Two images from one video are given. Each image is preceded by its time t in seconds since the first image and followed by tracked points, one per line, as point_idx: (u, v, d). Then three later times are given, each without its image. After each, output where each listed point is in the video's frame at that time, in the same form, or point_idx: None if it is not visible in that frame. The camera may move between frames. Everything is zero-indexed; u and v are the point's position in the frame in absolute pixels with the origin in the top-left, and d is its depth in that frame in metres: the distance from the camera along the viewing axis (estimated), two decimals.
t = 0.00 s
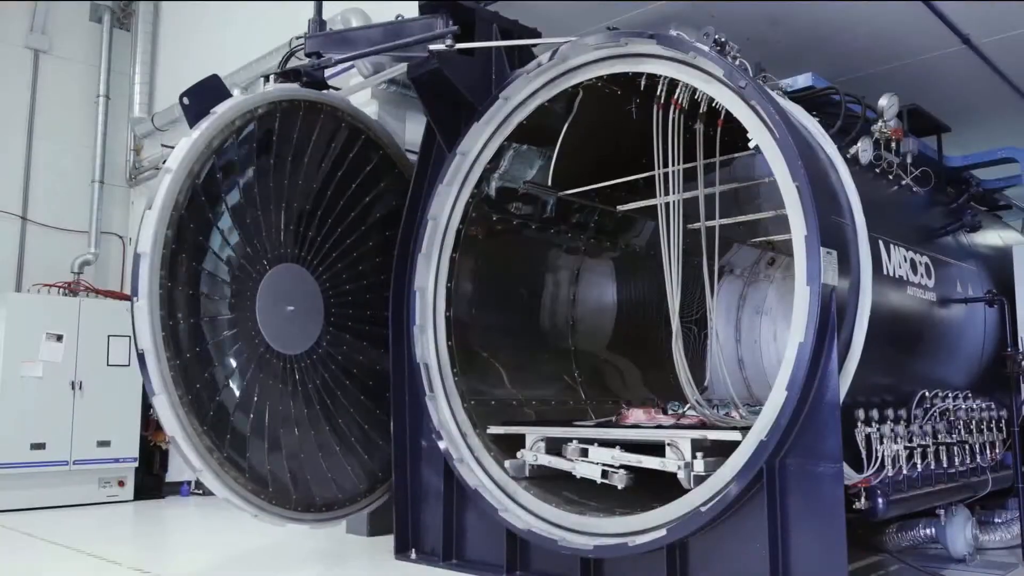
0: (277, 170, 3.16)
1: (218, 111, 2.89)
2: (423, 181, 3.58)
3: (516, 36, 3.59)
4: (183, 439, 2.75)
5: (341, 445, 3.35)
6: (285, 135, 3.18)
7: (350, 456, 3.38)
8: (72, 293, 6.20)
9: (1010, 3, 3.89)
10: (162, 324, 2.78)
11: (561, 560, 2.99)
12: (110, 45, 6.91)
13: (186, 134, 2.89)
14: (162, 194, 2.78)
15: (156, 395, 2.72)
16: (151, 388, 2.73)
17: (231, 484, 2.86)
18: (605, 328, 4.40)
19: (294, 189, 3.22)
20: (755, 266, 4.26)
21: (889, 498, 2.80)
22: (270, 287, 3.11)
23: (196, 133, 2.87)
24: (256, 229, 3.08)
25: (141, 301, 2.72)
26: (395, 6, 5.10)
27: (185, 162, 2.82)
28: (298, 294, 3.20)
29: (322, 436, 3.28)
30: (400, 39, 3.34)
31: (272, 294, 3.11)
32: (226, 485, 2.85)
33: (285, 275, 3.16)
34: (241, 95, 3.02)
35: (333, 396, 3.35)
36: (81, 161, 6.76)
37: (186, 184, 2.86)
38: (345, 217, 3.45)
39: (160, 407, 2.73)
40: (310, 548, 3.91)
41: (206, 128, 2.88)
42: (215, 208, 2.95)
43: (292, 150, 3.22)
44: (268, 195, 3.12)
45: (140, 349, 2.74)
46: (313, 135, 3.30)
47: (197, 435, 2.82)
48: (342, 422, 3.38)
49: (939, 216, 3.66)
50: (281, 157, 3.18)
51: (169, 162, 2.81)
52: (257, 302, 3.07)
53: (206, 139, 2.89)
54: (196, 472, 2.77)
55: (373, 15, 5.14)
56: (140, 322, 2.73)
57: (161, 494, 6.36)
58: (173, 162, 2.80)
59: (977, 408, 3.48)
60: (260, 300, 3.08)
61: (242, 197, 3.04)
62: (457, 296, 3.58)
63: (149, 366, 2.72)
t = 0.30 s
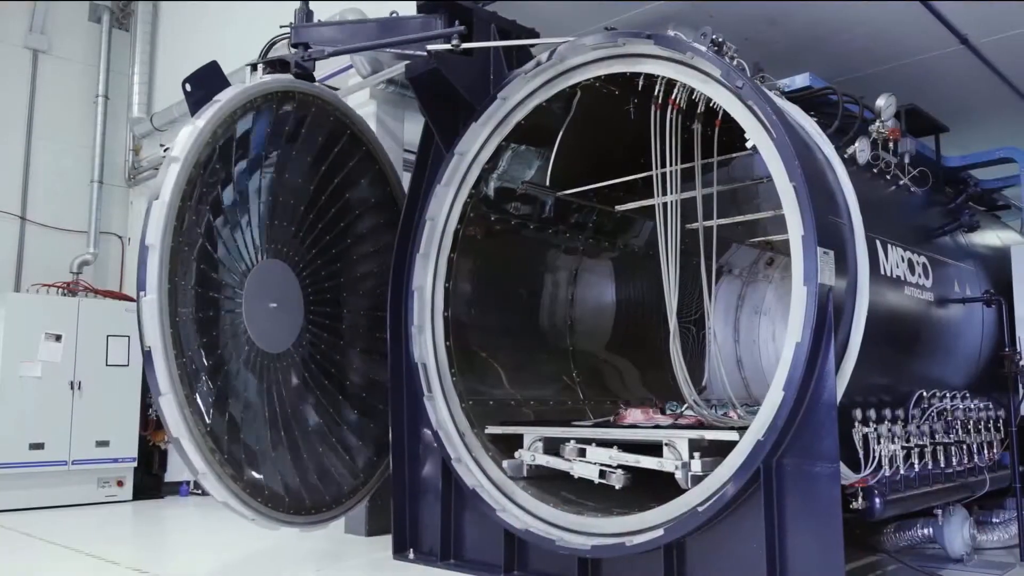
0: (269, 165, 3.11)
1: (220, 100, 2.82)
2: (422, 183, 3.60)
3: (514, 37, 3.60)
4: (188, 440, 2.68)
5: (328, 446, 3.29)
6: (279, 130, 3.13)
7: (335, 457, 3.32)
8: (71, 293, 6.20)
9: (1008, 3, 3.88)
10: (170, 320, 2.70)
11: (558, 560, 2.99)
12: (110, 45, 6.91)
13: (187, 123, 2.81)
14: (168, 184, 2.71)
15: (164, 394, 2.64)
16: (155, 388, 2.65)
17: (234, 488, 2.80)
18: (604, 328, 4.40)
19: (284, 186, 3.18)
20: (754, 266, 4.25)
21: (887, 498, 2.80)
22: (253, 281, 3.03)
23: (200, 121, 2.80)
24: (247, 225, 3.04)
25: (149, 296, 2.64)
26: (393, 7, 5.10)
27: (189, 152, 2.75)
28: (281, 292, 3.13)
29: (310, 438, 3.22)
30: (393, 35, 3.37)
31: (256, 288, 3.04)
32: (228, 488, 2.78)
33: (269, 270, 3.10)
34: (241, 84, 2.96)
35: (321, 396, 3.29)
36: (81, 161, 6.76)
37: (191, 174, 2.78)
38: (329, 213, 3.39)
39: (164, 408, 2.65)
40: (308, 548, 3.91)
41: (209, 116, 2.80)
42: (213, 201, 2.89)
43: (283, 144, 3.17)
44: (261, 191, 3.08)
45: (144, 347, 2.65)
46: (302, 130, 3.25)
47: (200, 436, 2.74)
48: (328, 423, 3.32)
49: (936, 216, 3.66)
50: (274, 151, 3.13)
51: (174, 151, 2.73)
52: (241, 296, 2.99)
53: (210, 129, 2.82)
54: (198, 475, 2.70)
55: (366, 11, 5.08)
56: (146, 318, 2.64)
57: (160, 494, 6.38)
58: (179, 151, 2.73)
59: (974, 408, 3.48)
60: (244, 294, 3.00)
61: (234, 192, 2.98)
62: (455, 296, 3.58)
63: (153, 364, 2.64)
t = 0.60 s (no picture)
0: (268, 158, 3.06)
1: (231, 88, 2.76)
2: (420, 184, 3.62)
3: (511, 36, 3.61)
4: (199, 440, 2.59)
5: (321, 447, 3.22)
6: (277, 123, 3.07)
7: (326, 457, 3.25)
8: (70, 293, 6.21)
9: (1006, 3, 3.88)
10: (184, 314, 2.61)
11: (556, 560, 2.99)
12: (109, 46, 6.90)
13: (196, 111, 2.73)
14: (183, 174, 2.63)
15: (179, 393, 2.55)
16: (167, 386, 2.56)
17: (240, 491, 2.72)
18: (602, 327, 4.40)
19: (279, 181, 3.12)
20: (752, 266, 4.25)
21: (884, 498, 2.80)
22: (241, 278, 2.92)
23: (211, 110, 2.73)
24: (246, 221, 2.97)
25: (166, 290, 2.56)
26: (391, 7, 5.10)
27: (202, 141, 2.67)
28: (267, 289, 3.03)
29: (302, 438, 3.13)
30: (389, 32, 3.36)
31: (244, 285, 2.92)
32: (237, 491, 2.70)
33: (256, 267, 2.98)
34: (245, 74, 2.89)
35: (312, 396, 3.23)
36: (80, 161, 6.75)
37: (204, 164, 2.71)
38: (315, 210, 3.32)
39: (175, 408, 2.56)
40: (307, 548, 3.92)
41: (220, 105, 2.73)
42: (218, 193, 2.82)
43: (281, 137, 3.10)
44: (259, 186, 3.03)
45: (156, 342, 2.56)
46: (299, 124, 3.18)
47: (210, 438, 2.65)
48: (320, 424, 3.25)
49: (934, 216, 3.66)
50: (273, 145, 3.07)
51: (187, 140, 2.66)
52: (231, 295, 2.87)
53: (222, 119, 2.75)
54: (206, 478, 2.62)
55: (363, 10, 5.05)
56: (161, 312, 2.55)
57: (158, 494, 6.37)
58: (192, 141, 2.65)
59: (972, 408, 3.48)
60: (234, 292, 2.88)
61: (235, 185, 2.92)
62: (453, 296, 3.58)
63: (167, 360, 2.55)
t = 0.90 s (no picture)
0: (271, 154, 2.92)
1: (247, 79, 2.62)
2: (419, 186, 3.62)
3: (508, 36, 3.61)
4: (217, 442, 2.42)
5: (318, 450, 3.07)
6: (280, 117, 2.93)
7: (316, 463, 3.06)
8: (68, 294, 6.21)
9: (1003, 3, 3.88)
10: (205, 309, 2.45)
11: (554, 560, 2.99)
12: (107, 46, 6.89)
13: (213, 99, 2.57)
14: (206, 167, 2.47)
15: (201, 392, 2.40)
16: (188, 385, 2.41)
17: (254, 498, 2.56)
18: (601, 327, 4.41)
19: (279, 177, 2.99)
20: (751, 266, 4.24)
21: (881, 498, 2.80)
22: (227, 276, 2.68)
23: (229, 99, 2.57)
24: (250, 219, 2.82)
25: (191, 284, 2.41)
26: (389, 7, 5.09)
27: (223, 133, 2.52)
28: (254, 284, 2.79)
29: (295, 443, 2.95)
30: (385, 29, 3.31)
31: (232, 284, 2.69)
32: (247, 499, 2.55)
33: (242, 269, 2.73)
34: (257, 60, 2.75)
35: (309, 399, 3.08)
36: (78, 162, 6.75)
37: (223, 156, 2.56)
38: (302, 206, 3.15)
39: (196, 408, 2.41)
40: (305, 548, 3.92)
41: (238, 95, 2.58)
42: (233, 186, 2.67)
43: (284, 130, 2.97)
44: (264, 180, 2.89)
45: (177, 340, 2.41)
46: (296, 118, 3.03)
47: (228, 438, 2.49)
48: (314, 427, 3.09)
49: (932, 216, 3.66)
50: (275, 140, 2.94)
51: (207, 131, 2.50)
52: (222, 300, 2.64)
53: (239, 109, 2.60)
54: (219, 482, 2.44)
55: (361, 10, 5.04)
56: (187, 308, 2.40)
57: (157, 494, 6.34)
58: (213, 133, 2.49)
59: (970, 408, 3.48)
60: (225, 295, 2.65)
61: (244, 180, 2.76)
62: (451, 296, 3.58)
63: (189, 358, 2.40)
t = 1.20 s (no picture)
0: (281, 149, 2.78)
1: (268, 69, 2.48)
2: (416, 187, 3.61)
3: (505, 36, 3.59)
4: (243, 445, 2.29)
5: (316, 457, 2.92)
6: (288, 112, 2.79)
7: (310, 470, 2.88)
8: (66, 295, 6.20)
9: (1002, 4, 3.88)
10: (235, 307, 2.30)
11: (551, 560, 2.99)
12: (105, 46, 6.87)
13: (235, 89, 2.43)
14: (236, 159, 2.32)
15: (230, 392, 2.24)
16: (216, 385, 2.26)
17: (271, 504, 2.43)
18: (598, 327, 4.43)
19: (286, 174, 2.85)
20: (748, 266, 4.24)
21: (877, 498, 2.80)
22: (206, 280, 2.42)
23: (252, 89, 2.42)
24: (259, 218, 2.66)
25: (224, 280, 2.26)
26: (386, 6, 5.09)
27: (249, 125, 2.38)
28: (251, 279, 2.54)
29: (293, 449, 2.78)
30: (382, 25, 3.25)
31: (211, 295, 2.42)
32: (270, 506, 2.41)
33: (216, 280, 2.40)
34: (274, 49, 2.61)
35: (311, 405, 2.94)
36: (77, 162, 6.74)
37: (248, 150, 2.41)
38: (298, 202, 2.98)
39: (225, 411, 2.26)
40: (302, 548, 3.93)
41: (262, 86, 2.44)
42: (252, 182, 2.53)
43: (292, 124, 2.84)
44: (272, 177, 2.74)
45: (205, 338, 2.25)
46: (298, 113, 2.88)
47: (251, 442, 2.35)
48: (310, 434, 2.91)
49: (929, 217, 3.66)
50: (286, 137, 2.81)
51: (235, 122, 2.35)
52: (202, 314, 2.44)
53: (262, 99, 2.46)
54: (240, 486, 2.30)
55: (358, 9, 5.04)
56: (219, 306, 2.24)
57: (155, 495, 6.44)
58: (240, 124, 2.35)
59: (966, 408, 3.49)
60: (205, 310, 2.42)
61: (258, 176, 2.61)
62: (448, 296, 3.58)
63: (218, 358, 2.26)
